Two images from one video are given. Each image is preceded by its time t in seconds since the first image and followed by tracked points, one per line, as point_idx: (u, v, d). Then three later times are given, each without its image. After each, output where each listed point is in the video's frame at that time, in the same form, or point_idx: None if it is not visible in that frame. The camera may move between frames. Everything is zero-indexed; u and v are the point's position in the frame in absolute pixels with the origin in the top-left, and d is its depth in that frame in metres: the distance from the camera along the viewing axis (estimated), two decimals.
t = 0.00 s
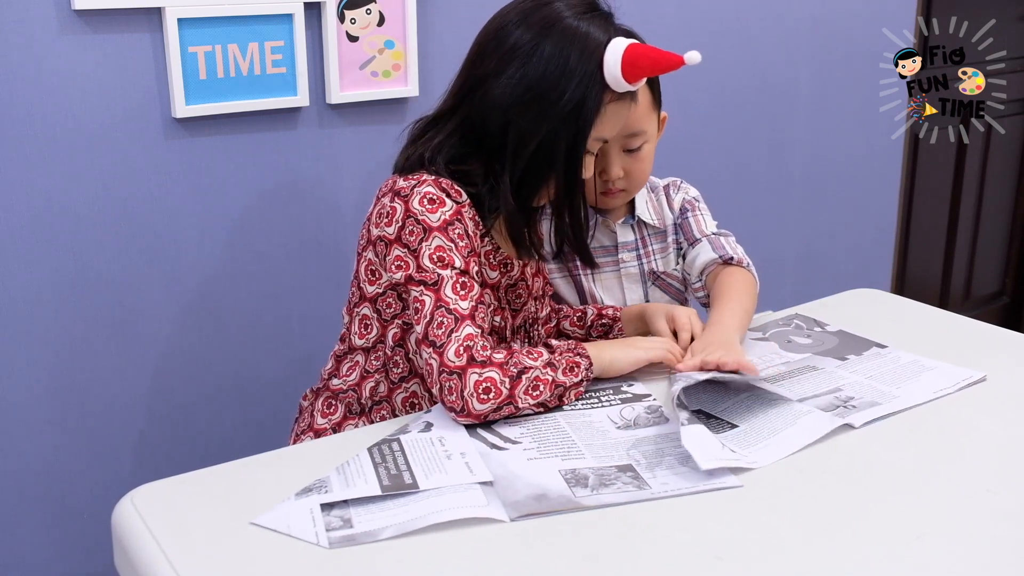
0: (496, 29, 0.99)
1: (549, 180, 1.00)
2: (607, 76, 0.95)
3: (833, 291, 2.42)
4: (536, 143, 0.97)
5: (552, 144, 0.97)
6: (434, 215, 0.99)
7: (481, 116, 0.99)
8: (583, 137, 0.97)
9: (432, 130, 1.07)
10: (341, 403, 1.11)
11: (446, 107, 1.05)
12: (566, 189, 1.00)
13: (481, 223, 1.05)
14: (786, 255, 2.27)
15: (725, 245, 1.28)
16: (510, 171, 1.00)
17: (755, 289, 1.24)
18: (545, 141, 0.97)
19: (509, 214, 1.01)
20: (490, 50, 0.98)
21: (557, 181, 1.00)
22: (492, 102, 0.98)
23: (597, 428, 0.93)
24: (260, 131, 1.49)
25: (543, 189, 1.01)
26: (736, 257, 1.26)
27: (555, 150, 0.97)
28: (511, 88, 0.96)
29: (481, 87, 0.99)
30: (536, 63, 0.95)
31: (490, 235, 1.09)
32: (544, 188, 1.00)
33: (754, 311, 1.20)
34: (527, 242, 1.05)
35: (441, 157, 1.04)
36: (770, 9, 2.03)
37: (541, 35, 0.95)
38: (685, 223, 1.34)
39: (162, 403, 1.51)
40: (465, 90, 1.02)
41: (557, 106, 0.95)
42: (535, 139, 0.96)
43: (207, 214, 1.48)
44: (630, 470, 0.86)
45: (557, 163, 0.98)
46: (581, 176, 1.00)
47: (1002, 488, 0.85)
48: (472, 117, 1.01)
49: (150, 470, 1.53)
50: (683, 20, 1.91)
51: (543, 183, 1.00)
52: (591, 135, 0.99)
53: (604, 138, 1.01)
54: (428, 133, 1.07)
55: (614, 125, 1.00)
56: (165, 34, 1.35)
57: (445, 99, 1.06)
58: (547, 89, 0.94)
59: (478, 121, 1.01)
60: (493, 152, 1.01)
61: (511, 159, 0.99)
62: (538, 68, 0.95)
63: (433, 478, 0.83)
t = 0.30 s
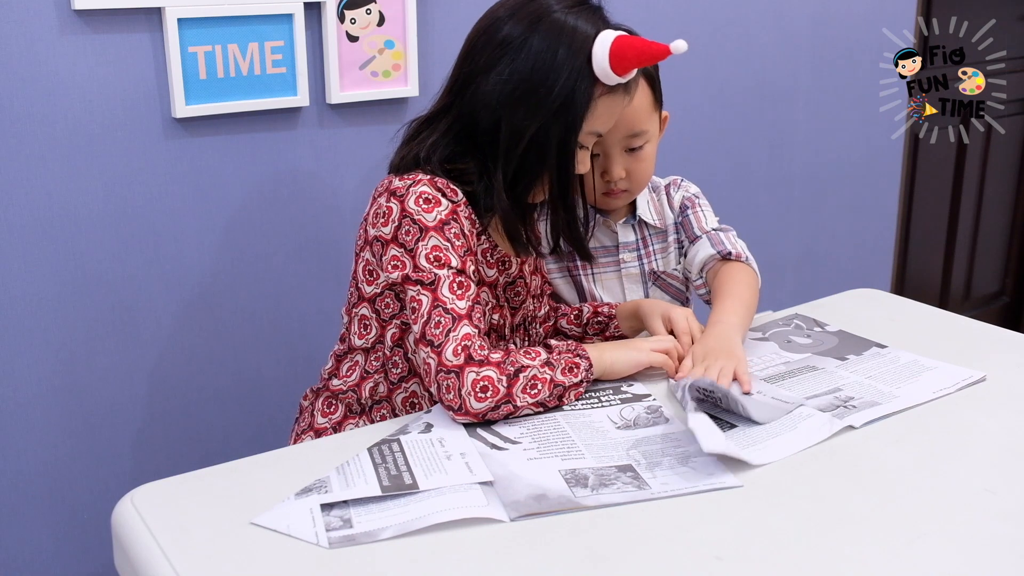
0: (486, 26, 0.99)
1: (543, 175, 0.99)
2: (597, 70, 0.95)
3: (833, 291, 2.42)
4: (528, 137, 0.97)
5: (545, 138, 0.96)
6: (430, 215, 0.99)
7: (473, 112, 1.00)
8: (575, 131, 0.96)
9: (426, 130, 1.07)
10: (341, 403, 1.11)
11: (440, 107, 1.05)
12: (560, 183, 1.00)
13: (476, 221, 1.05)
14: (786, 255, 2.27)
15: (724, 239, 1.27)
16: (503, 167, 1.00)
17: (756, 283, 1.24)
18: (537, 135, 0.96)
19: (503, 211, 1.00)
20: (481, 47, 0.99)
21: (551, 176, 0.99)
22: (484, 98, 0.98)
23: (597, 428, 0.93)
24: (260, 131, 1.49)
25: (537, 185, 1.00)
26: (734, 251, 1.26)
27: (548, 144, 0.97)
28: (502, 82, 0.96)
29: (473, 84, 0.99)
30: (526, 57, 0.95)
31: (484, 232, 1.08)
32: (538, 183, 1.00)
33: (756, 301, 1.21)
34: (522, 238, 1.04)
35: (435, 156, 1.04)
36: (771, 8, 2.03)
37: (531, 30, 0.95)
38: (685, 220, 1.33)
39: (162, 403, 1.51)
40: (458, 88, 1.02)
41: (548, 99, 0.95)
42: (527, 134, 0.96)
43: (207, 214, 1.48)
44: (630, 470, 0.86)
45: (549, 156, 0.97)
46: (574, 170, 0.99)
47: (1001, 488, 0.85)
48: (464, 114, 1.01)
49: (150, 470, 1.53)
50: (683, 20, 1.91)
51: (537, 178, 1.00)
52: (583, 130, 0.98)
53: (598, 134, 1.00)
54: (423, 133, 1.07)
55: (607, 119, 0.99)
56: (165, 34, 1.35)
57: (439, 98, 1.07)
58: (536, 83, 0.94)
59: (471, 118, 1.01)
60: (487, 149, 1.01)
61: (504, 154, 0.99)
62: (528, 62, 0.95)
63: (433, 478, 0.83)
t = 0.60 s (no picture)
0: (477, 24, 0.99)
1: (535, 173, 0.99)
2: (587, 65, 0.95)
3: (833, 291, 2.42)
4: (519, 135, 0.97)
5: (536, 135, 0.97)
6: (426, 215, 0.99)
7: (464, 111, 1.00)
8: (566, 126, 0.96)
9: (420, 129, 1.07)
10: (341, 404, 1.11)
11: (434, 106, 1.05)
12: (551, 179, 1.00)
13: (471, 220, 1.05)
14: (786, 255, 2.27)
15: (730, 243, 1.26)
16: (495, 166, 1.00)
17: (760, 287, 1.23)
18: (528, 132, 0.97)
19: (496, 210, 1.01)
20: (473, 45, 0.99)
21: (542, 173, 0.99)
22: (475, 96, 0.98)
23: (596, 428, 0.93)
24: (260, 131, 1.49)
25: (529, 182, 1.01)
26: (739, 255, 1.25)
27: (539, 140, 0.97)
28: (492, 80, 0.96)
29: (464, 82, 1.00)
30: (515, 54, 0.95)
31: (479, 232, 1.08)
32: (530, 180, 1.00)
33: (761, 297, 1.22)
34: (515, 235, 1.05)
35: (428, 155, 1.04)
36: (771, 7, 2.03)
37: (520, 26, 0.95)
38: (691, 225, 1.32)
39: (162, 403, 1.51)
40: (449, 87, 1.02)
41: (538, 95, 0.95)
42: (518, 131, 0.97)
43: (207, 214, 1.48)
44: (630, 470, 0.86)
45: (540, 153, 0.98)
46: (565, 166, 1.00)
47: (1001, 488, 0.85)
48: (456, 113, 1.01)
49: (150, 469, 1.53)
50: (683, 20, 1.91)
51: (529, 175, 1.00)
52: (575, 127, 0.99)
53: (591, 130, 1.01)
54: (417, 133, 1.07)
55: (598, 116, 1.00)
56: (165, 34, 1.35)
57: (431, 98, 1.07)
58: (526, 80, 0.94)
59: (462, 117, 1.01)
60: (480, 148, 1.01)
61: (495, 152, 0.99)
62: (517, 59, 0.95)
63: (433, 478, 0.83)
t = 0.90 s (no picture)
0: (466, 20, 0.99)
1: (527, 170, 1.00)
2: (574, 58, 0.95)
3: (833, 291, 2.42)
4: (509, 130, 0.97)
5: (526, 130, 0.97)
6: (420, 212, 0.98)
7: (455, 108, 1.00)
8: (555, 121, 0.97)
9: (412, 128, 1.07)
10: (338, 404, 1.11)
11: (426, 105, 1.05)
12: (542, 174, 1.00)
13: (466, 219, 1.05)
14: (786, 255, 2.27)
15: (729, 241, 1.22)
16: (487, 162, 1.00)
17: (761, 289, 1.18)
18: (518, 127, 0.97)
19: (489, 208, 1.02)
20: (462, 41, 0.99)
21: (533, 168, 1.00)
22: (465, 93, 0.98)
23: (596, 428, 0.94)
24: (260, 131, 1.49)
25: (520, 177, 1.01)
26: (735, 251, 1.20)
27: (529, 135, 0.97)
28: (481, 76, 0.96)
29: (454, 79, 0.99)
30: (504, 49, 0.95)
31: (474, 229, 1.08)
32: (521, 176, 1.01)
33: (766, 307, 1.16)
34: (508, 230, 1.05)
35: (422, 155, 1.04)
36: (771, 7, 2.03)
37: (509, 21, 0.95)
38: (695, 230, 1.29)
39: (162, 403, 1.51)
40: (440, 84, 1.02)
41: (528, 90, 0.95)
42: (509, 126, 0.97)
43: (207, 214, 1.48)
44: (630, 470, 0.86)
45: (530, 148, 0.98)
46: (556, 160, 1.00)
47: (1001, 488, 0.85)
48: (447, 110, 1.01)
49: (150, 469, 1.53)
50: (683, 20, 1.91)
51: (520, 170, 1.00)
52: (565, 121, 0.99)
53: (583, 123, 1.01)
54: (410, 132, 1.07)
55: (588, 109, 0.99)
56: (165, 34, 1.35)
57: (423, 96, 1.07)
58: (515, 75, 0.95)
59: (453, 115, 1.00)
60: (471, 146, 1.01)
61: (487, 147, 0.99)
62: (506, 55, 0.95)
63: (432, 478, 0.83)
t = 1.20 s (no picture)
0: (455, 18, 0.99)
1: (520, 166, 1.00)
2: (563, 49, 0.95)
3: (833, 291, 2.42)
4: (502, 125, 0.97)
5: (518, 125, 0.97)
6: (413, 215, 0.98)
7: (447, 107, 1.00)
8: (547, 114, 0.96)
9: (406, 130, 1.07)
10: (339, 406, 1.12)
11: (418, 107, 1.05)
12: (537, 170, 1.00)
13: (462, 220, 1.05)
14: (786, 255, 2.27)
15: (735, 256, 1.23)
16: (480, 160, 1.00)
17: (765, 305, 1.18)
18: (510, 122, 0.97)
19: (484, 206, 1.01)
20: (451, 40, 0.99)
21: (527, 164, 0.99)
22: (456, 91, 0.98)
23: (596, 428, 0.93)
24: (260, 131, 1.49)
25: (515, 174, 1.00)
26: (743, 268, 1.21)
27: (522, 130, 0.97)
28: (472, 73, 0.97)
29: (445, 79, 1.00)
30: (493, 44, 0.95)
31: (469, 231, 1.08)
32: (516, 172, 1.00)
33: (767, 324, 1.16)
34: (506, 229, 1.05)
35: (417, 156, 1.04)
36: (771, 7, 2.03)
37: (498, 15, 0.96)
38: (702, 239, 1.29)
39: (162, 403, 1.51)
40: (431, 84, 1.02)
41: (519, 83, 0.95)
42: (501, 121, 0.97)
43: (206, 214, 1.48)
44: (630, 470, 0.86)
45: (523, 144, 0.97)
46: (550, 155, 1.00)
47: (1001, 488, 0.85)
48: (439, 110, 1.01)
49: (150, 470, 1.53)
50: (683, 20, 1.91)
51: (514, 167, 1.00)
52: (559, 114, 0.99)
53: (579, 117, 1.01)
54: (404, 134, 1.07)
55: (582, 103, 0.99)
56: (164, 34, 1.35)
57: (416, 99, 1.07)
58: (505, 70, 0.95)
59: (444, 115, 1.01)
60: (464, 145, 1.01)
61: (480, 144, 0.99)
62: (496, 49, 0.95)
63: (432, 478, 0.83)
